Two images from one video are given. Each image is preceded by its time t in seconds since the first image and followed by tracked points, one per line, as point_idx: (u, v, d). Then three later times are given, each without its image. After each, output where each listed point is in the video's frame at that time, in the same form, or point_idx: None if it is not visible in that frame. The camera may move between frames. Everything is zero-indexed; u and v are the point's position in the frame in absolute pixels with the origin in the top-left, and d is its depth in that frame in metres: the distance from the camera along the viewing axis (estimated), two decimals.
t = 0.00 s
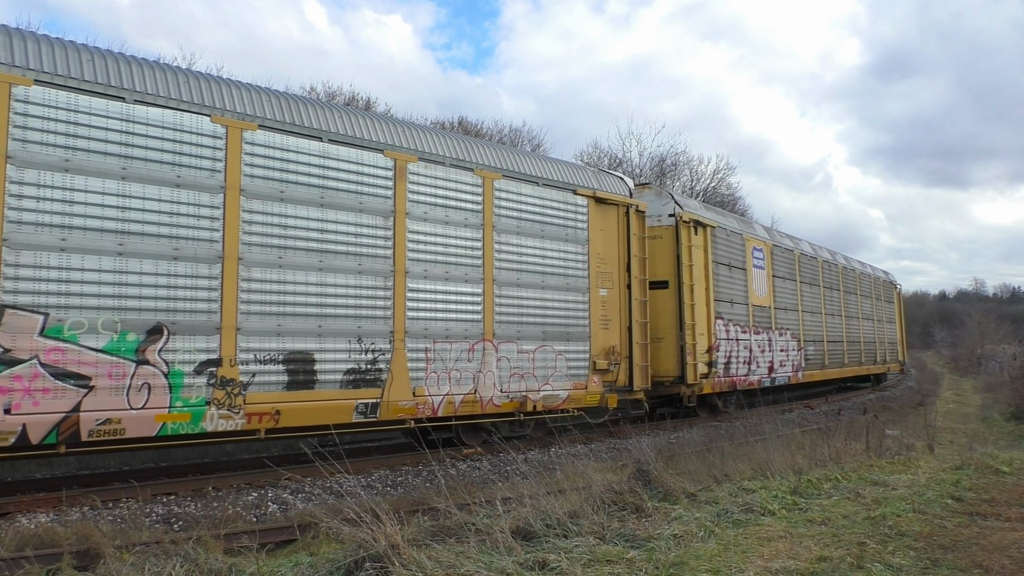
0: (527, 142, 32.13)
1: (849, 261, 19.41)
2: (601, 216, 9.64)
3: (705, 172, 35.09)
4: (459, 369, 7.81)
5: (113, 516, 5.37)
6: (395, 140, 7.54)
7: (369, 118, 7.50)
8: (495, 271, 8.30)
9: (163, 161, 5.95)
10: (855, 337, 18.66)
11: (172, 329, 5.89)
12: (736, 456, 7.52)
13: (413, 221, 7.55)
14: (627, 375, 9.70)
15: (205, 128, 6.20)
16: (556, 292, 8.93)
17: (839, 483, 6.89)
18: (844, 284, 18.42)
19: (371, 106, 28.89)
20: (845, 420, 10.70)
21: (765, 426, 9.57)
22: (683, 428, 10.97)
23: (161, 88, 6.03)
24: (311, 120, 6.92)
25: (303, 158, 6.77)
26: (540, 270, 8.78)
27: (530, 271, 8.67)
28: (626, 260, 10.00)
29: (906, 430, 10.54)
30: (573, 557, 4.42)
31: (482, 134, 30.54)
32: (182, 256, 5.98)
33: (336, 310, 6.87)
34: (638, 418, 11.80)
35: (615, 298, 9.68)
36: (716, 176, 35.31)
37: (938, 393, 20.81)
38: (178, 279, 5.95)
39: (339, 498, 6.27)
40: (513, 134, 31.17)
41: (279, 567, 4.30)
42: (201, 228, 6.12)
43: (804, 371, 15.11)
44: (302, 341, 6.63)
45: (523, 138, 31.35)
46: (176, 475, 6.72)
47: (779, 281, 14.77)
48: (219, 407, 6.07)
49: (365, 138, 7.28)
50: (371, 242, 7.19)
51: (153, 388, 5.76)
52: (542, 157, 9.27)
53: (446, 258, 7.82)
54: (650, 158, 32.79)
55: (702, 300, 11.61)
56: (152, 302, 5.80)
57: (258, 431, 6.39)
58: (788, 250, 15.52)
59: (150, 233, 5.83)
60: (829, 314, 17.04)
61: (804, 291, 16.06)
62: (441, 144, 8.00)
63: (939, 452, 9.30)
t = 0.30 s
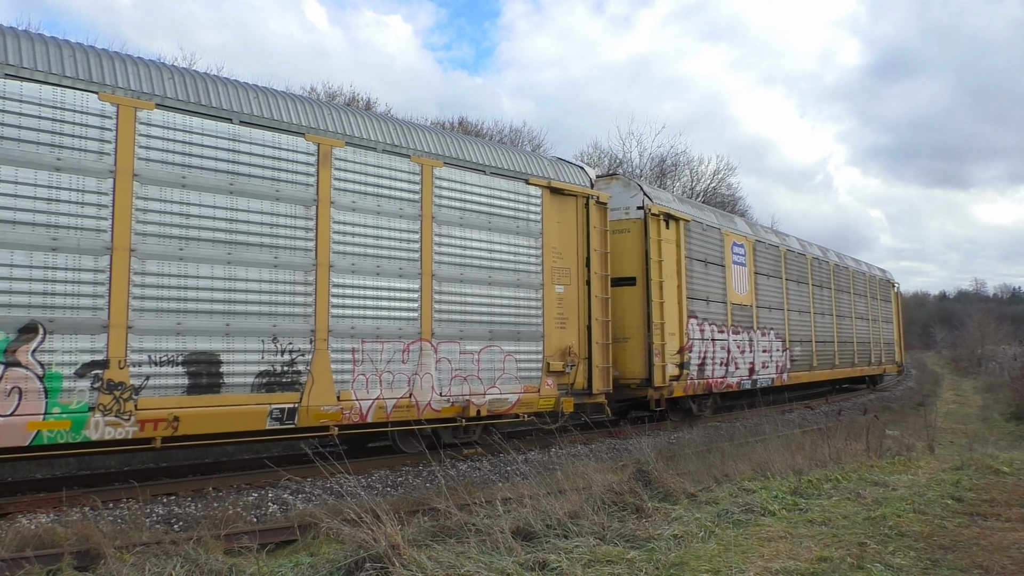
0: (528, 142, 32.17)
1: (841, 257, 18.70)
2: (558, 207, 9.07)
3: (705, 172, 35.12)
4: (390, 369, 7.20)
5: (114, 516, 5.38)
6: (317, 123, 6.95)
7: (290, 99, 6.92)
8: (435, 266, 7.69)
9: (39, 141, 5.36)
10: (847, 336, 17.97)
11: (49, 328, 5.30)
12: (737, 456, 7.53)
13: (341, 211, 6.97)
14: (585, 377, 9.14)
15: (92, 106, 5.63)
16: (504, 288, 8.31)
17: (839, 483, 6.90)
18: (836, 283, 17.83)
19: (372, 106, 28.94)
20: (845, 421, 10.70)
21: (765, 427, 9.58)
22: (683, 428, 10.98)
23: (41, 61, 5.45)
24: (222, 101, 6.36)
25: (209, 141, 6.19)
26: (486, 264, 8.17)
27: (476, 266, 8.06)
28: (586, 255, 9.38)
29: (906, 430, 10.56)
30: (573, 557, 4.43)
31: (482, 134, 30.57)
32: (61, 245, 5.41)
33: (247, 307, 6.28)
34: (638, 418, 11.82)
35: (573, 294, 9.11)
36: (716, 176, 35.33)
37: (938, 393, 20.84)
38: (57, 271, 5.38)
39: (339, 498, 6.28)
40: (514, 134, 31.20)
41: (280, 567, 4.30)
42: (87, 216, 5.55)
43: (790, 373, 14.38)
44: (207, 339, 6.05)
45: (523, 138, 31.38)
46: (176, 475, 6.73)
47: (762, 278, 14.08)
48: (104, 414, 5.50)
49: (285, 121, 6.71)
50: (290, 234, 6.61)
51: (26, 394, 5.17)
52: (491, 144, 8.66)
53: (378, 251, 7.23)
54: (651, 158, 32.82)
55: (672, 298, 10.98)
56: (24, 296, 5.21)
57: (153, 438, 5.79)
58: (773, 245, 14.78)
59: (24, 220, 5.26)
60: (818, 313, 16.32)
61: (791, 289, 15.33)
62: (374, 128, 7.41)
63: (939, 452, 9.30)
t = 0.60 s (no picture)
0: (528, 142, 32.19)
1: (831, 254, 17.99)
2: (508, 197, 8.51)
3: (705, 172, 35.11)
4: (308, 372, 6.61)
5: (114, 516, 5.37)
6: (226, 103, 6.36)
7: (195, 76, 6.33)
8: (363, 258, 7.09)
9: None
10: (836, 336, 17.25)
11: None
12: (736, 456, 7.53)
13: (251, 198, 6.37)
14: (536, 378, 8.59)
15: None
16: (442, 283, 7.73)
17: (839, 483, 6.89)
18: (826, 280, 17.24)
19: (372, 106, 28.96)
20: (845, 421, 10.69)
21: (765, 426, 9.58)
22: (683, 428, 10.96)
23: None
24: (113, 77, 5.77)
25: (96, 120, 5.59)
26: (423, 256, 7.58)
27: (410, 259, 7.47)
28: (537, 249, 8.78)
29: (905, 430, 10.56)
30: (573, 557, 4.42)
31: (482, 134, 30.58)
32: None
33: (139, 302, 5.69)
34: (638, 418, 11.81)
35: (524, 290, 8.57)
36: (716, 176, 35.31)
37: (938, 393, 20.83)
38: None
39: (339, 498, 6.28)
40: (514, 134, 31.21)
41: (279, 567, 4.30)
42: None
43: (774, 374, 13.69)
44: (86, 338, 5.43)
45: (523, 138, 31.40)
46: (176, 475, 6.72)
47: (741, 274, 13.36)
48: None
49: (187, 99, 6.11)
50: (193, 223, 6.03)
51: None
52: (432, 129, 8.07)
53: (296, 242, 6.63)
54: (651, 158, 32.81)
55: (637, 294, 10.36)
56: None
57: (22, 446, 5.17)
58: (754, 240, 14.04)
59: None
60: (804, 311, 15.60)
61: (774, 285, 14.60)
62: (296, 110, 6.85)
63: (939, 452, 9.30)
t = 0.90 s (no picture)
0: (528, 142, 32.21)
1: (822, 250, 17.23)
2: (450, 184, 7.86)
3: (705, 172, 35.10)
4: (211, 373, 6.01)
5: (114, 516, 5.38)
6: (115, 79, 5.77)
7: (74, 48, 5.70)
8: (277, 250, 6.48)
9: None
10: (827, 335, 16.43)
11: None
12: (736, 456, 7.53)
13: (145, 184, 5.76)
14: (480, 381, 7.96)
15: None
16: (371, 278, 7.07)
17: (840, 483, 6.89)
18: (818, 279, 16.51)
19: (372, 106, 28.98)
20: (845, 421, 10.70)
21: (765, 427, 9.58)
22: (683, 428, 10.97)
23: None
24: None
25: None
26: (349, 248, 6.94)
27: (334, 251, 6.84)
28: (483, 240, 8.13)
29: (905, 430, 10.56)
30: (573, 557, 4.43)
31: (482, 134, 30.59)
32: None
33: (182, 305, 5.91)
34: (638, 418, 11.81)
35: (468, 286, 7.93)
36: (716, 176, 35.30)
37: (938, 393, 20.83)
38: None
39: (339, 498, 6.28)
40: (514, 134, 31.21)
41: (279, 567, 4.30)
42: None
43: (753, 375, 13.02)
44: None
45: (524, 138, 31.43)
46: (177, 475, 6.73)
47: (719, 270, 12.64)
48: None
49: (69, 74, 5.51)
50: (75, 210, 5.44)
51: None
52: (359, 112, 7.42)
53: (199, 232, 6.03)
54: (651, 159, 32.78)
55: (597, 290, 9.72)
56: None
57: None
58: (734, 234, 13.30)
59: None
60: (791, 310, 14.81)
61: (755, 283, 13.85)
62: (201, 88, 6.25)
63: (939, 452, 9.30)
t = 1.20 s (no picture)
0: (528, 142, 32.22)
1: (809, 247, 16.61)
2: (382, 170, 7.28)
3: (705, 172, 35.11)
4: (93, 377, 5.35)
5: (114, 516, 5.38)
6: (55, 64, 5.42)
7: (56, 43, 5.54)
8: (175, 240, 5.82)
9: None
10: (813, 335, 15.82)
11: None
12: (736, 456, 7.54)
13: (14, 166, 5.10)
14: (414, 383, 7.37)
15: None
16: (286, 271, 6.46)
17: (839, 483, 6.90)
18: (804, 275, 15.94)
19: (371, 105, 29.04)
20: (845, 421, 10.72)
21: (765, 427, 9.59)
22: (683, 428, 10.99)
23: None
24: None
25: None
26: (260, 239, 6.32)
27: (244, 243, 6.21)
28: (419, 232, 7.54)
29: (905, 430, 10.57)
30: (573, 557, 4.43)
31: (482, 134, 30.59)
32: None
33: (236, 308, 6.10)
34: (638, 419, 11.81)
35: (400, 280, 7.33)
36: (716, 176, 35.30)
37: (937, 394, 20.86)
38: None
39: (339, 498, 6.28)
40: (513, 133, 31.21)
41: (280, 567, 4.30)
42: None
43: (732, 378, 12.43)
44: None
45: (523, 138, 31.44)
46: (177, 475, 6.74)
47: (692, 265, 12.05)
48: None
49: None
50: None
51: None
52: (275, 91, 6.78)
53: (81, 220, 5.38)
54: (651, 159, 32.77)
55: (553, 285, 9.11)
56: None
57: None
58: (708, 228, 12.73)
59: None
60: (772, 308, 14.21)
61: (733, 279, 13.26)
62: (85, 60, 5.58)
63: (939, 452, 9.31)
